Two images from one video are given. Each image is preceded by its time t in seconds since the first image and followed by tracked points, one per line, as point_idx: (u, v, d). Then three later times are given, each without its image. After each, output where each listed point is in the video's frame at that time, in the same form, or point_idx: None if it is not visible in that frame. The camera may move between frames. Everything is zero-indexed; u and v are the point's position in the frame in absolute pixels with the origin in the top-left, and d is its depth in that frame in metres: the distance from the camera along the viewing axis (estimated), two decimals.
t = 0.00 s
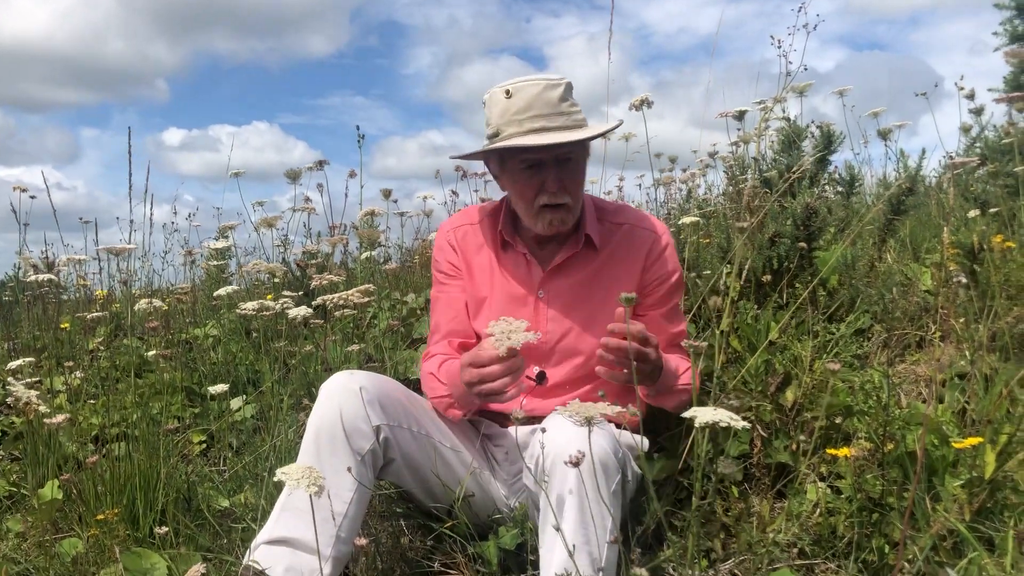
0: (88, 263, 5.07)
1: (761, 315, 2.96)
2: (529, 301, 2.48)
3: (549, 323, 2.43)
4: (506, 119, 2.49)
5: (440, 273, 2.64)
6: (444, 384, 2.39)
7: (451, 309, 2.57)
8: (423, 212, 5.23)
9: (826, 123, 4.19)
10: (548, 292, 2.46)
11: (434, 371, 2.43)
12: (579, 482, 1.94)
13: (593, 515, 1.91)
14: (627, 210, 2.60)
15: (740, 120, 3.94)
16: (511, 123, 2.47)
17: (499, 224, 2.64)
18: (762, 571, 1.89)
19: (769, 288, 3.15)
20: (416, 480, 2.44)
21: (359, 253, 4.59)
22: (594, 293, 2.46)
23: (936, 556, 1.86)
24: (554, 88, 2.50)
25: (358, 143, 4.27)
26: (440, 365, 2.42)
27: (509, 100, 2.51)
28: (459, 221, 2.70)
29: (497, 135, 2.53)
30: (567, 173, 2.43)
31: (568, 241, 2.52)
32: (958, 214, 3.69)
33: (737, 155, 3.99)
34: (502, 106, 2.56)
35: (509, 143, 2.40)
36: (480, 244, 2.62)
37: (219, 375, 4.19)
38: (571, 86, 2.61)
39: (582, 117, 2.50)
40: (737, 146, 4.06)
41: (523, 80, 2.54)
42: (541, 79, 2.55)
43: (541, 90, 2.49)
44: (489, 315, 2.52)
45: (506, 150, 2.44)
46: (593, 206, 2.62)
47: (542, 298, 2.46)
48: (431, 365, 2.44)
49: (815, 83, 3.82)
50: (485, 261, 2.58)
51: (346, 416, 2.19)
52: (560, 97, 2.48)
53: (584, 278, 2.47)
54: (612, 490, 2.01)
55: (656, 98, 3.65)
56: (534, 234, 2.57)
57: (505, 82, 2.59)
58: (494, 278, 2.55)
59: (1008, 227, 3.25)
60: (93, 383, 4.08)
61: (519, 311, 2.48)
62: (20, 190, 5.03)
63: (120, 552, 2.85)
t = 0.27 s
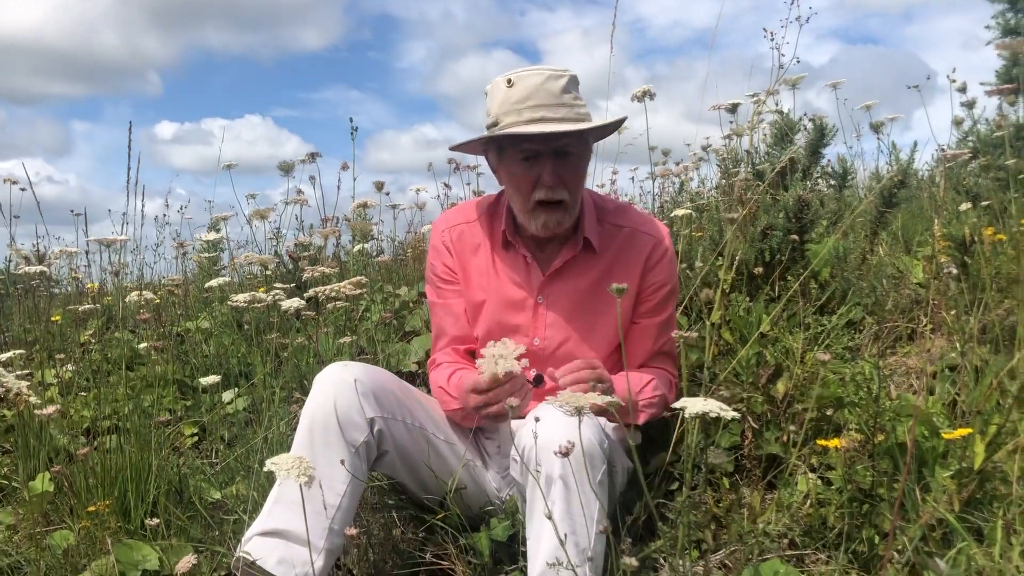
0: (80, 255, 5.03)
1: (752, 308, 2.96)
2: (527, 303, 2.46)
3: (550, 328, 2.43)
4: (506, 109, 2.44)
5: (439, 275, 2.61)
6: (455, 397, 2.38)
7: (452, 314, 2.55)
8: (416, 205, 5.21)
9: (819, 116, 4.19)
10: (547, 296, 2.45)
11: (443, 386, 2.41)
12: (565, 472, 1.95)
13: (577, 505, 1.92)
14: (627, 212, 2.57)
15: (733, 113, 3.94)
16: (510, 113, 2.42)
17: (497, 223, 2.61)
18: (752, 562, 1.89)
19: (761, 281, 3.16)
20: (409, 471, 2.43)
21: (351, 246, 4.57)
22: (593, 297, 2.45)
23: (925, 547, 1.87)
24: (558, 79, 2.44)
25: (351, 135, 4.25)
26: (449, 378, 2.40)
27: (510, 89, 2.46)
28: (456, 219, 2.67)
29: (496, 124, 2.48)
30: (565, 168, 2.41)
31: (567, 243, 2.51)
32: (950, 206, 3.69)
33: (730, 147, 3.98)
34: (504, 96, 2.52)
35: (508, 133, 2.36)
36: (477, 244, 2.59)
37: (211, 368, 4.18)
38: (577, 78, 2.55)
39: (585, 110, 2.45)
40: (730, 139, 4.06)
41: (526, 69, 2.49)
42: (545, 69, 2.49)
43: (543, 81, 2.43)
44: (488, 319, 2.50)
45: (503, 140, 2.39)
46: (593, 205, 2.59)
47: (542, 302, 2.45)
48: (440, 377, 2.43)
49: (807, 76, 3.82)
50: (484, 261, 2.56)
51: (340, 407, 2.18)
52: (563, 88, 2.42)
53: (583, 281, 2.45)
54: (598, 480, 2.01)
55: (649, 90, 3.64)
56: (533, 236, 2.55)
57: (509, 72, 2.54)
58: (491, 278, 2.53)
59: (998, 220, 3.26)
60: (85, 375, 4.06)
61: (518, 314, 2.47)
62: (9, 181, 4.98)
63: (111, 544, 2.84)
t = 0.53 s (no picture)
0: (74, 249, 5.01)
1: (747, 301, 2.97)
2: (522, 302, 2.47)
3: (546, 326, 2.43)
4: (496, 101, 2.42)
5: (434, 275, 2.60)
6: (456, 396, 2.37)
7: (449, 314, 2.55)
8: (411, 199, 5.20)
9: (814, 110, 4.20)
10: (543, 294, 2.45)
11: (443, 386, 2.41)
12: (550, 463, 1.96)
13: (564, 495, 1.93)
14: (621, 208, 2.57)
15: (728, 107, 3.93)
16: (501, 105, 2.40)
17: (491, 221, 2.60)
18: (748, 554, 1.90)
19: (756, 274, 3.16)
20: (405, 464, 2.43)
21: (346, 239, 4.56)
22: (587, 294, 2.45)
23: (918, 538, 1.89)
24: (549, 73, 2.41)
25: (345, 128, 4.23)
26: (450, 378, 2.39)
27: (500, 82, 2.43)
28: (450, 217, 2.66)
29: (486, 117, 2.46)
30: (556, 162, 2.40)
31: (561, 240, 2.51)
32: (944, 200, 3.71)
33: (725, 142, 3.98)
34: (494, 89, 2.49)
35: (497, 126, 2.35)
36: (471, 242, 2.58)
37: (206, 362, 4.17)
38: (570, 72, 2.52)
39: (576, 105, 2.41)
40: (726, 132, 4.06)
41: (517, 62, 2.46)
42: (536, 62, 2.47)
43: (534, 74, 2.40)
44: (484, 317, 2.50)
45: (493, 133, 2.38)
46: (587, 201, 2.59)
47: (537, 301, 2.45)
48: (440, 378, 2.42)
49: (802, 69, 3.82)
50: (478, 259, 2.55)
51: (337, 400, 2.18)
52: (554, 82, 2.39)
53: (578, 279, 2.46)
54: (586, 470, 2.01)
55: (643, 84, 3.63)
56: (527, 233, 2.54)
57: (501, 65, 2.52)
58: (485, 276, 2.52)
59: (992, 213, 3.27)
60: (79, 369, 4.04)
61: (514, 313, 2.47)
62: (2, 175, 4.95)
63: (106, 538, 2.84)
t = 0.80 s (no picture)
0: (65, 242, 4.98)
1: (739, 294, 2.97)
2: (510, 300, 2.46)
3: (533, 326, 2.42)
4: (483, 104, 2.41)
5: (420, 275, 2.59)
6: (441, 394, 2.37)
7: (435, 313, 2.54)
8: (404, 191, 5.18)
9: (806, 103, 4.19)
10: (530, 293, 2.44)
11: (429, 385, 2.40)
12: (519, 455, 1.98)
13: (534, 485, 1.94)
14: (608, 204, 2.56)
15: (720, 99, 3.93)
16: (489, 108, 2.39)
17: (476, 219, 2.59)
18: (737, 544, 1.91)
19: (748, 267, 3.17)
20: (397, 457, 2.43)
21: (338, 232, 4.54)
22: (575, 292, 2.44)
23: (908, 529, 1.89)
24: (535, 73, 2.41)
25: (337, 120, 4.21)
26: (436, 376, 2.39)
27: (486, 83, 2.43)
28: (434, 215, 2.63)
29: (473, 120, 2.45)
30: (546, 164, 2.38)
31: (548, 238, 2.49)
32: (936, 193, 3.71)
33: (717, 135, 3.97)
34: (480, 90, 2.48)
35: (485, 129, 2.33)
36: (457, 241, 2.56)
37: (198, 355, 4.14)
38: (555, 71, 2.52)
39: (564, 104, 2.41)
40: (719, 125, 4.05)
41: (502, 62, 2.45)
42: (521, 62, 2.46)
43: (520, 75, 2.40)
44: (471, 317, 2.49)
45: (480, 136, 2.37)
46: (573, 197, 2.57)
47: (525, 300, 2.44)
48: (426, 377, 2.41)
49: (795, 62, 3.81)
50: (465, 259, 2.53)
51: (328, 393, 2.17)
52: (541, 82, 2.39)
53: (565, 276, 2.44)
54: (558, 461, 2.02)
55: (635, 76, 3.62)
56: (514, 232, 2.53)
57: (485, 65, 2.51)
58: (472, 275, 2.51)
59: (984, 205, 3.27)
60: (71, 363, 4.02)
61: (501, 312, 2.46)
62: None
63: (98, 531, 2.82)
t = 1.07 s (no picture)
0: (56, 237, 4.93)
1: (732, 287, 2.96)
2: (502, 298, 2.44)
3: (526, 323, 2.41)
4: (480, 104, 2.38)
5: (411, 272, 2.58)
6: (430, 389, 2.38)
7: (426, 310, 2.54)
8: (397, 186, 5.15)
9: (800, 97, 4.19)
10: (523, 290, 2.42)
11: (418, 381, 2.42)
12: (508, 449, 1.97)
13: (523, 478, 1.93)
14: (601, 199, 2.53)
15: (714, 93, 3.92)
16: (486, 109, 2.37)
17: (467, 215, 2.56)
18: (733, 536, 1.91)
19: (742, 261, 3.16)
20: (390, 450, 2.42)
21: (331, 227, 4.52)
22: (568, 289, 2.43)
23: (902, 521, 1.89)
24: (531, 71, 2.39)
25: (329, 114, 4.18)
26: (427, 372, 2.41)
27: (483, 83, 2.39)
28: (423, 211, 2.61)
29: (470, 120, 2.42)
30: (545, 164, 2.35)
31: (541, 235, 2.47)
32: (929, 186, 3.71)
33: (711, 129, 3.97)
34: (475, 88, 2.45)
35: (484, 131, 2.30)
36: (448, 237, 2.54)
37: (191, 350, 4.11)
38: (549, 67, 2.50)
39: (561, 102, 2.40)
40: (713, 119, 4.04)
41: (497, 60, 2.41)
42: (516, 59, 2.42)
43: (516, 74, 2.37)
44: (463, 314, 2.48)
45: (479, 138, 2.34)
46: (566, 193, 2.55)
47: (518, 298, 2.42)
48: (416, 372, 2.43)
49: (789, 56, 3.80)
50: (457, 257, 2.51)
51: (320, 387, 2.16)
52: (538, 81, 2.37)
53: (558, 274, 2.43)
54: (546, 454, 2.01)
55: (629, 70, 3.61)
56: (507, 229, 2.51)
57: (478, 61, 2.46)
58: (464, 272, 2.49)
59: (978, 199, 3.27)
60: (62, 358, 3.98)
61: (493, 309, 2.45)
62: None
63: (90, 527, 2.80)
